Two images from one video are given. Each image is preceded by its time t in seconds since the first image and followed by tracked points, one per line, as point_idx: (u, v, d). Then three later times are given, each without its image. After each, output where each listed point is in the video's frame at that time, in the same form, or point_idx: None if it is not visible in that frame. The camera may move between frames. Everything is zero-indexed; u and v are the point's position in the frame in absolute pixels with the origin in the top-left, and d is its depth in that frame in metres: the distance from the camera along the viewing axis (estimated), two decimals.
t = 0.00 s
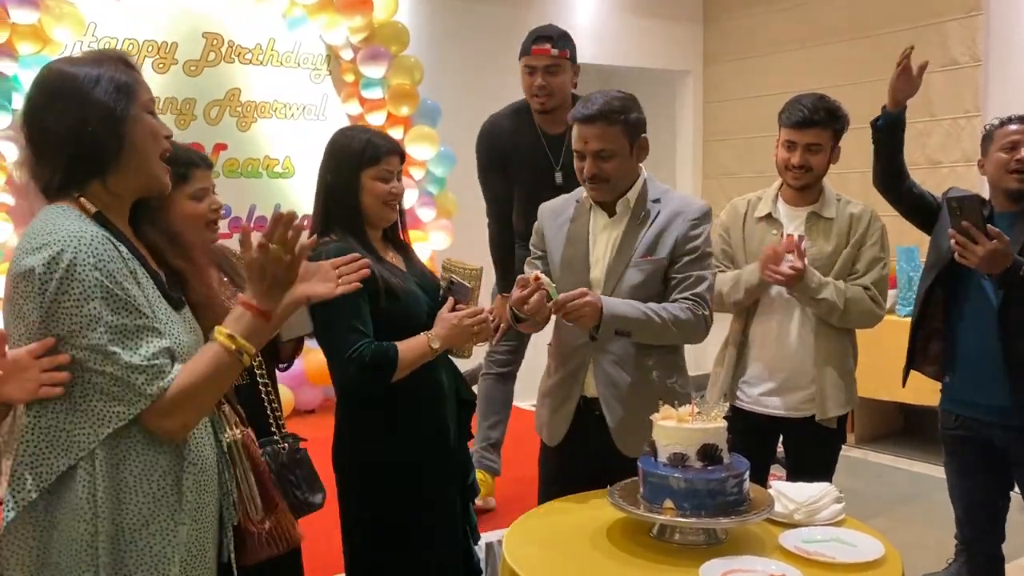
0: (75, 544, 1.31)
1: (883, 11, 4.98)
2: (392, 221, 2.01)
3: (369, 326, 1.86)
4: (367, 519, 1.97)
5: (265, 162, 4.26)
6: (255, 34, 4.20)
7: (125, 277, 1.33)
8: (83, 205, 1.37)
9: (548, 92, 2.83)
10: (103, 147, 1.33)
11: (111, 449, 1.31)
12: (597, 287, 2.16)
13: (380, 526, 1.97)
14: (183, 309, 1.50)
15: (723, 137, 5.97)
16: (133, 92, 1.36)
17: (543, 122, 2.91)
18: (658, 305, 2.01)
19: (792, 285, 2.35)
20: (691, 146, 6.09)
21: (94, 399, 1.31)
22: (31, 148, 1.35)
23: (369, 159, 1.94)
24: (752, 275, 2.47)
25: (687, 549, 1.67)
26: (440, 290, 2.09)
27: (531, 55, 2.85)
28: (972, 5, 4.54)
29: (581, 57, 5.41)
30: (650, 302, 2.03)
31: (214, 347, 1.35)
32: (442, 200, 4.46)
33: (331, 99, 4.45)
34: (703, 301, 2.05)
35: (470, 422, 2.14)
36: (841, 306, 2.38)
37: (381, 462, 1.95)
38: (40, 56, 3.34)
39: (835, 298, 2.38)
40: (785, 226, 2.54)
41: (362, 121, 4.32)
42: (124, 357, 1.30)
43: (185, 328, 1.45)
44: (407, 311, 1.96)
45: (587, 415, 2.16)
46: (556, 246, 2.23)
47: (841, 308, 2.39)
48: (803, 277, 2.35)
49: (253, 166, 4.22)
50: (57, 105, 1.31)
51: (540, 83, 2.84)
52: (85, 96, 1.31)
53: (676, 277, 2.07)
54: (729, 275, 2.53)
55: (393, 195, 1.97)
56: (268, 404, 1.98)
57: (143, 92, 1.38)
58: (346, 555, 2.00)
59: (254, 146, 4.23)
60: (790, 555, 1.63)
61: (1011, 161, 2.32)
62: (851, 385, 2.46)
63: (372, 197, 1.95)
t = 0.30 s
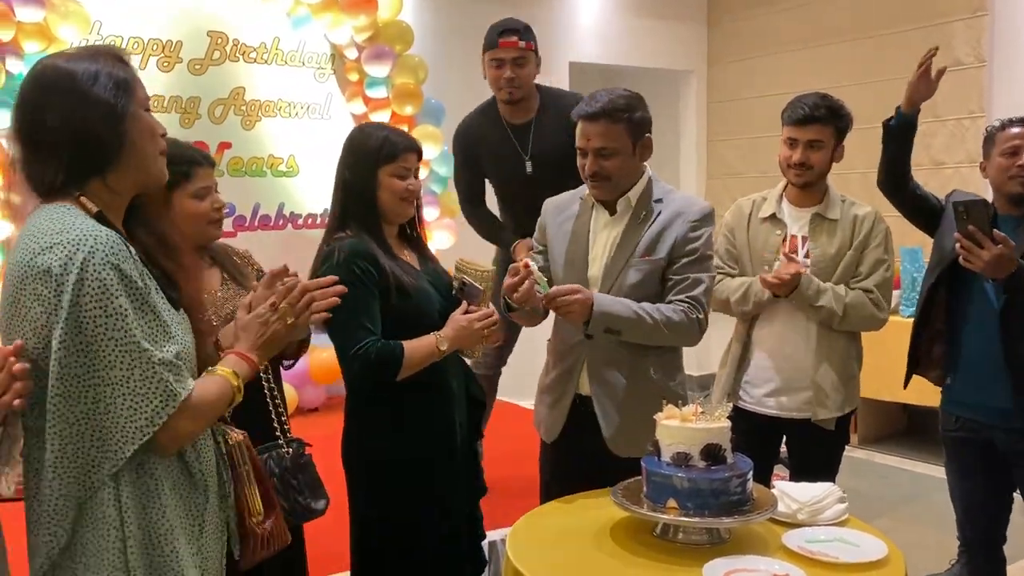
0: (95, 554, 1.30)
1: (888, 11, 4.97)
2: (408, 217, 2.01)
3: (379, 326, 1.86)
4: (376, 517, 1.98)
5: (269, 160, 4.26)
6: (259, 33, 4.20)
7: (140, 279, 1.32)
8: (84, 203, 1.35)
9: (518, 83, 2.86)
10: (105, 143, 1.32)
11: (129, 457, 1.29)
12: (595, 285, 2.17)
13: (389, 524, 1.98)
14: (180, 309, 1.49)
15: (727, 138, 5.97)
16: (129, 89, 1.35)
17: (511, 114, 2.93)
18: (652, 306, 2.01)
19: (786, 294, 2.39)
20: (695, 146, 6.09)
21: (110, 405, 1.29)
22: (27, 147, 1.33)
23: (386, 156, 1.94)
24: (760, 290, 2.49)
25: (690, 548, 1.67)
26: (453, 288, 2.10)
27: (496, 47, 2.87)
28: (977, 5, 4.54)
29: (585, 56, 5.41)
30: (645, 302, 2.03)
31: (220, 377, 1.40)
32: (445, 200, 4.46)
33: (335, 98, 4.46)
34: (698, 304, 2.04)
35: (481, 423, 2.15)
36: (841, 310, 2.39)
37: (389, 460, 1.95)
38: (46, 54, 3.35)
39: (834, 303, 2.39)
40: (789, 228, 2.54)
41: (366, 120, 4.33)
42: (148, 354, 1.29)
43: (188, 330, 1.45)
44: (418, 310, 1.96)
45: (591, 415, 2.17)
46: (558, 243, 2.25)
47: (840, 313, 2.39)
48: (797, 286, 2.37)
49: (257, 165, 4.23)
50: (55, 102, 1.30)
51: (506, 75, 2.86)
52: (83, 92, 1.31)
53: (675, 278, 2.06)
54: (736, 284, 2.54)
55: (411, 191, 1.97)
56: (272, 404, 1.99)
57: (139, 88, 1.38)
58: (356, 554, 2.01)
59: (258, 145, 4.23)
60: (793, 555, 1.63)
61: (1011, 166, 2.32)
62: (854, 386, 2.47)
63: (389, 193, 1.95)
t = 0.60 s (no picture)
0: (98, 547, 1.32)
1: (891, 12, 4.97)
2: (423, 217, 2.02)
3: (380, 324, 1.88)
4: (376, 519, 1.99)
5: (272, 159, 4.27)
6: (263, 32, 4.21)
7: (133, 278, 1.32)
8: (76, 202, 1.36)
9: (494, 79, 2.88)
10: (94, 142, 1.33)
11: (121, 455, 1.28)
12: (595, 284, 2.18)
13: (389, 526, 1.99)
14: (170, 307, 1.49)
15: (730, 138, 5.97)
16: (115, 89, 1.36)
17: (478, 109, 2.94)
18: (647, 310, 2.02)
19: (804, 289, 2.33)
20: (697, 146, 6.09)
21: (102, 403, 1.28)
22: (16, 151, 1.33)
23: (397, 156, 1.95)
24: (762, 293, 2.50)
25: (690, 547, 1.68)
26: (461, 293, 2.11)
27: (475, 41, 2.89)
28: (981, 7, 4.54)
29: (588, 56, 5.42)
30: (641, 307, 2.03)
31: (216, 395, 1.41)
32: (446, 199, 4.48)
33: (338, 96, 4.46)
34: (696, 312, 2.04)
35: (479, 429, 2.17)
36: (854, 308, 2.36)
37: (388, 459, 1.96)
38: (50, 52, 3.35)
39: (847, 300, 2.35)
40: (789, 228, 2.55)
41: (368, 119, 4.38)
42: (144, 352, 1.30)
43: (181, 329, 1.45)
44: (422, 311, 1.97)
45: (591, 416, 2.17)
46: (564, 238, 2.26)
47: (853, 310, 2.36)
48: (815, 280, 2.32)
49: (260, 164, 4.24)
50: (43, 105, 1.30)
51: (483, 68, 2.88)
52: (70, 96, 1.31)
53: (674, 286, 2.07)
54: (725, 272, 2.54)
55: (423, 192, 1.97)
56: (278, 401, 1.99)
57: (123, 89, 1.38)
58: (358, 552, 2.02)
59: (261, 144, 4.24)
60: (793, 554, 1.63)
61: (1003, 169, 2.32)
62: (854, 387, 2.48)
63: (399, 192, 1.96)
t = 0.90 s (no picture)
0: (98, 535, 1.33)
1: (891, 13, 4.98)
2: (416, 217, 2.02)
3: (382, 323, 1.88)
4: (374, 510, 2.00)
5: (271, 159, 4.28)
6: (263, 31, 4.22)
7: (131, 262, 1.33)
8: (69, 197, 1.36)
9: (515, 74, 2.90)
10: (86, 139, 1.33)
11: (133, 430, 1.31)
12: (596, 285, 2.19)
13: (390, 516, 2.00)
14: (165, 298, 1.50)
15: (730, 139, 5.98)
16: (109, 88, 1.36)
17: (496, 100, 2.96)
18: (641, 315, 2.03)
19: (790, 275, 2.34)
20: (697, 147, 6.10)
21: (108, 381, 1.30)
22: (13, 149, 1.34)
23: (393, 154, 1.95)
24: (764, 284, 2.51)
25: (688, 548, 1.68)
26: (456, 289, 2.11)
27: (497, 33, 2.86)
28: (980, 9, 4.55)
29: (588, 57, 5.42)
30: (634, 311, 2.04)
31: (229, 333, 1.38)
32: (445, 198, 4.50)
33: (338, 96, 4.47)
34: (688, 320, 2.05)
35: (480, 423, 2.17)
36: (835, 301, 2.37)
37: (391, 447, 1.98)
38: (50, 51, 3.36)
39: (830, 293, 2.37)
40: (787, 229, 2.56)
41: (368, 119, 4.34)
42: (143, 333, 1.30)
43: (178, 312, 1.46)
44: (420, 309, 1.98)
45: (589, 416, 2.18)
46: (568, 234, 2.28)
47: (835, 303, 2.37)
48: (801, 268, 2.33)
49: (260, 163, 4.25)
50: (38, 103, 1.31)
51: (502, 62, 2.88)
52: (61, 97, 1.32)
53: (670, 291, 2.07)
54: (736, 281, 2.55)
55: (418, 190, 1.98)
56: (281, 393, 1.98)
57: (117, 89, 1.38)
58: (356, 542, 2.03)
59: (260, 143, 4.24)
60: (790, 555, 1.64)
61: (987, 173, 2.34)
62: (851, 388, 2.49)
63: (395, 190, 1.96)
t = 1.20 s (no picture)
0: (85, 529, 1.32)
1: (892, 14, 4.98)
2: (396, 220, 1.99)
3: (379, 330, 1.86)
4: (368, 515, 1.99)
5: (271, 157, 4.27)
6: (263, 30, 4.21)
7: (124, 259, 1.32)
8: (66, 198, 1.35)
9: (540, 81, 2.90)
10: (84, 141, 1.33)
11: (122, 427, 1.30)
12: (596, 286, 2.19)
13: (389, 520, 1.99)
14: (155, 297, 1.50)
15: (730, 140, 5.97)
16: (110, 93, 1.36)
17: (524, 107, 2.97)
18: (641, 316, 2.03)
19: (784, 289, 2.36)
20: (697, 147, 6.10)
21: (101, 377, 1.29)
22: (12, 148, 1.34)
23: (374, 157, 1.93)
24: (761, 293, 2.49)
25: (683, 550, 1.68)
26: (444, 291, 2.11)
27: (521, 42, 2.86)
28: (981, 10, 4.54)
29: (589, 57, 5.42)
30: (634, 311, 2.04)
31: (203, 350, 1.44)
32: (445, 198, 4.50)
33: (338, 95, 4.47)
34: (687, 321, 2.04)
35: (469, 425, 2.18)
36: (835, 310, 2.38)
37: (393, 452, 1.97)
38: (50, 49, 3.35)
39: (829, 303, 2.38)
40: (785, 232, 2.55)
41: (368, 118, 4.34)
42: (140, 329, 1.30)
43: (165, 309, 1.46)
44: (412, 312, 1.97)
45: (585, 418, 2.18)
46: (568, 235, 2.28)
47: (835, 313, 2.38)
48: (795, 284, 2.35)
49: (260, 162, 4.24)
50: (38, 104, 1.31)
51: (527, 70, 2.89)
52: (62, 99, 1.31)
53: (671, 292, 2.07)
54: (734, 287, 2.53)
55: (401, 191, 1.96)
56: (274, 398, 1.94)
57: (118, 94, 1.38)
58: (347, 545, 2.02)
59: (260, 142, 4.24)
60: (785, 558, 1.63)
61: (986, 175, 2.33)
62: (848, 390, 2.49)
63: (379, 193, 1.93)
